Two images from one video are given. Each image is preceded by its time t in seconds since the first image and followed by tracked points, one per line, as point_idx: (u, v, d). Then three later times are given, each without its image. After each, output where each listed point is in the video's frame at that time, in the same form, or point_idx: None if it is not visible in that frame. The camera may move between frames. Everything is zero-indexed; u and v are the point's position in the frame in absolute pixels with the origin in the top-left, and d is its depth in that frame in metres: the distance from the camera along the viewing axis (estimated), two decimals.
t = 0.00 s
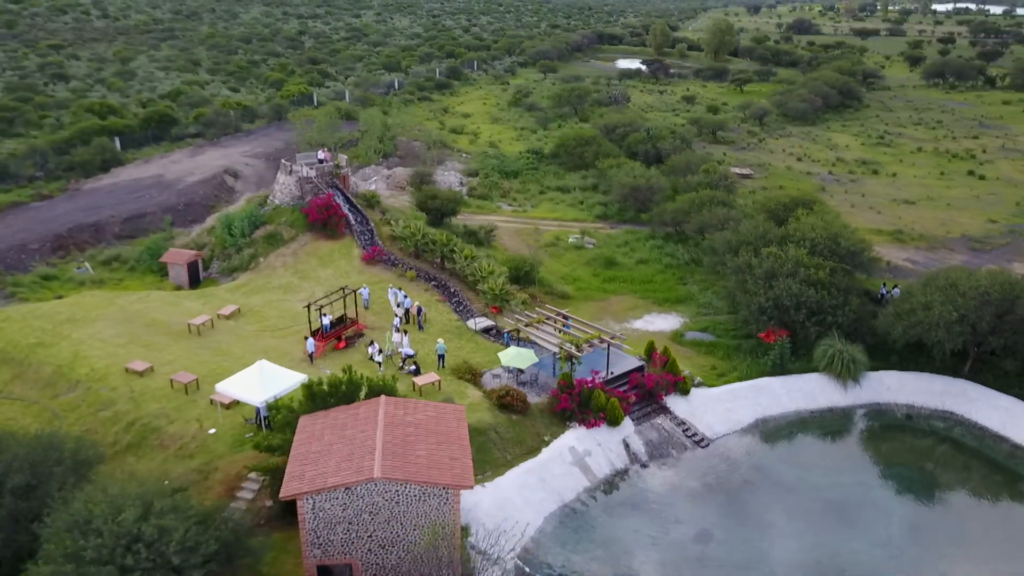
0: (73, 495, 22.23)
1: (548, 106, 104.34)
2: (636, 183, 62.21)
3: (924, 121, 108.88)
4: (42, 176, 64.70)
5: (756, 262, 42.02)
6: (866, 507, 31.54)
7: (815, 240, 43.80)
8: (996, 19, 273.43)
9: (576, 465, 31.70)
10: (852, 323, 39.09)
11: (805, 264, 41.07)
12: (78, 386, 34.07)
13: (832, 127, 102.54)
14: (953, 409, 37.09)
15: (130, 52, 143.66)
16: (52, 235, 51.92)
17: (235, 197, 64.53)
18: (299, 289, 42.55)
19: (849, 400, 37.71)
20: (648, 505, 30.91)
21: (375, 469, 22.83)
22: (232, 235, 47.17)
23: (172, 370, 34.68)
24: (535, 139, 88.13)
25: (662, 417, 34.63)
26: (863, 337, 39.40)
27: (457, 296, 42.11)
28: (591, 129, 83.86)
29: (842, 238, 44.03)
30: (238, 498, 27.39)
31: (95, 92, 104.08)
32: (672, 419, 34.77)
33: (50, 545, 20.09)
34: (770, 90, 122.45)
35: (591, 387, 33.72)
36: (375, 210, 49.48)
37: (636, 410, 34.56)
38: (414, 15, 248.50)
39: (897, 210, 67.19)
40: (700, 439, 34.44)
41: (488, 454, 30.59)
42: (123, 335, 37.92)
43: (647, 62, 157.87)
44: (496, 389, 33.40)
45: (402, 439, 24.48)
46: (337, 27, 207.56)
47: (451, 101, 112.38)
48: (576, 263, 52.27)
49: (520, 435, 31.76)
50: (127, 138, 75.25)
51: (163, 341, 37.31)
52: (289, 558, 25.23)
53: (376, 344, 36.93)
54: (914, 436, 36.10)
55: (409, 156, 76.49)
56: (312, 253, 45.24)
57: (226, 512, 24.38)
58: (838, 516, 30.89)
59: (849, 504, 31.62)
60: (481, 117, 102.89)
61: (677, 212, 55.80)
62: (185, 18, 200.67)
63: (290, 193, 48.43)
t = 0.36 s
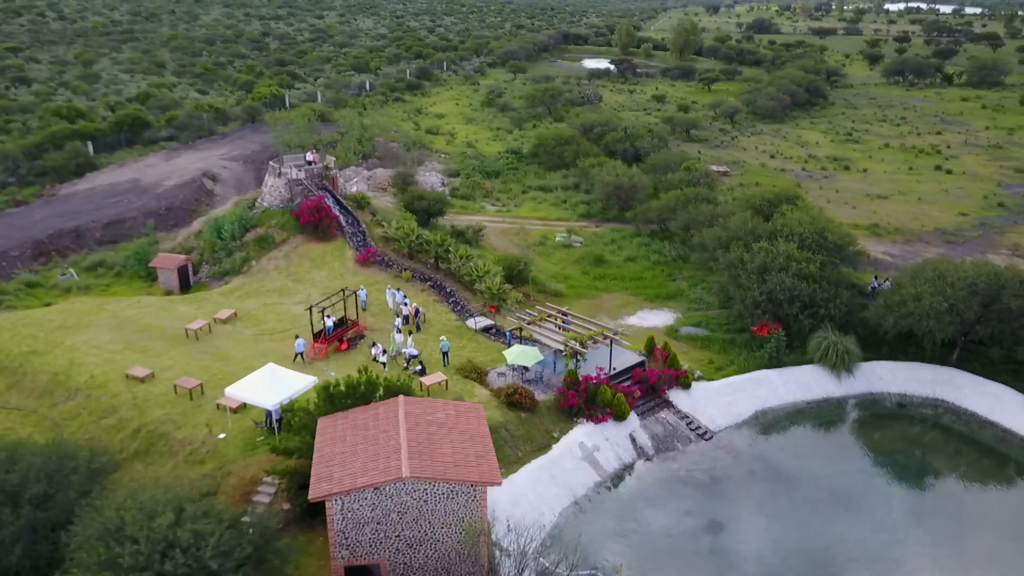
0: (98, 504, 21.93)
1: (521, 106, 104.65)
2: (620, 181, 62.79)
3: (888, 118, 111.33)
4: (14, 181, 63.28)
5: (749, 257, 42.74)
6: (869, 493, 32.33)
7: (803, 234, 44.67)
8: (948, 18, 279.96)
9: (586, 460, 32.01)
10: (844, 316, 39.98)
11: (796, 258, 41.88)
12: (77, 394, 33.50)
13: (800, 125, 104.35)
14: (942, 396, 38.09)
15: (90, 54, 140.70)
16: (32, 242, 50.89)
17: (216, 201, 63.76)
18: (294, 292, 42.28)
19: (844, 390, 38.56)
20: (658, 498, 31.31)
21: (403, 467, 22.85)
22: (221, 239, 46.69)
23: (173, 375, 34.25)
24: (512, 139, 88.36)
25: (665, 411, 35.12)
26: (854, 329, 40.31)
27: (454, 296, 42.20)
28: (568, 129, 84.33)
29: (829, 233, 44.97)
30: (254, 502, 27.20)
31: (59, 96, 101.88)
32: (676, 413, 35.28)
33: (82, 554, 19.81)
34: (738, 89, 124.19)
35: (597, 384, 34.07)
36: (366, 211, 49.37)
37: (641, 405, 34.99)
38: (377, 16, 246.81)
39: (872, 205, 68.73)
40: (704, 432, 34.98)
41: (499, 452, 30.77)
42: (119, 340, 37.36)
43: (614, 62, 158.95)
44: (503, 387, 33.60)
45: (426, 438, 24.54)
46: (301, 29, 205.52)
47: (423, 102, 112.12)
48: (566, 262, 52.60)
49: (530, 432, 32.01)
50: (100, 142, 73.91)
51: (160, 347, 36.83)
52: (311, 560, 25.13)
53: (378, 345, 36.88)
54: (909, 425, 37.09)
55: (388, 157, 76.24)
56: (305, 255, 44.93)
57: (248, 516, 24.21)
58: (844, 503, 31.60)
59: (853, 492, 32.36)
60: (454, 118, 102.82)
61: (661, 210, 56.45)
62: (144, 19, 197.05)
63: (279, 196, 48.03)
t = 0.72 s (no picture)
0: (147, 520, 21.45)
1: (471, 107, 104.77)
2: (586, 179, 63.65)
3: (822, 114, 115.49)
4: None
5: (731, 251, 44.08)
6: (868, 472, 33.94)
7: (779, 228, 46.30)
8: (861, 18, 291.52)
9: (601, 453, 32.61)
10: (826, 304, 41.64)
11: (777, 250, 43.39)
12: (75, 410, 32.36)
13: (742, 122, 107.37)
14: (922, 377, 40.05)
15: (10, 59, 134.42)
16: None
17: (176, 209, 62.06)
18: (282, 298, 41.66)
19: (829, 375, 40.17)
20: (672, 486, 32.12)
21: (453, 467, 22.99)
22: (199, 246, 45.61)
23: (175, 386, 33.45)
24: (467, 140, 88.36)
25: (668, 402, 36.01)
26: (835, 316, 42.01)
27: (446, 297, 42.26)
28: (523, 129, 84.87)
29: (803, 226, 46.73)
30: (284, 510, 26.84)
31: None
32: (678, 404, 36.21)
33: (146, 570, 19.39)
34: (678, 88, 126.91)
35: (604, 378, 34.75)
36: (345, 215, 48.97)
37: (645, 398, 35.79)
38: (305, 18, 242.63)
39: (823, 197, 71.41)
40: (706, 421, 36.00)
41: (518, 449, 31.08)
42: (109, 353, 36.21)
43: (552, 62, 160.28)
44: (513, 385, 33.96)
45: (468, 438, 24.72)
46: (229, 31, 200.49)
47: (369, 104, 111.08)
48: (544, 260, 53.13)
49: (545, 428, 32.41)
50: (43, 150, 71.00)
51: (154, 358, 35.85)
52: (352, 565, 25.00)
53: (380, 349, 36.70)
54: (893, 406, 38.92)
55: (347, 160, 75.42)
56: (289, 261, 44.29)
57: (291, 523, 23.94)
58: (847, 482, 33.09)
59: (853, 471, 33.93)
60: (403, 119, 102.23)
61: (632, 207, 57.49)
62: (62, 22, 189.16)
63: (256, 201, 47.12)
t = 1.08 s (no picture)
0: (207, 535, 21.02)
1: (417, 108, 104.19)
2: (552, 178, 64.23)
3: (757, 111, 119.20)
4: None
5: (713, 245, 45.38)
6: (865, 451, 35.60)
7: (754, 222, 47.91)
8: (776, 18, 301.43)
9: (616, 446, 33.23)
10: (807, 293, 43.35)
11: (756, 243, 44.88)
12: (77, 427, 31.12)
13: (683, 119, 109.94)
14: (898, 359, 42.11)
15: None
16: None
17: (133, 217, 60.10)
18: (272, 305, 40.88)
19: (814, 360, 41.83)
20: (687, 474, 32.99)
21: (507, 465, 23.24)
22: (176, 255, 44.28)
23: (180, 399, 32.57)
24: (418, 142, 87.86)
25: (671, 393, 36.93)
26: (816, 304, 43.74)
27: (438, 298, 42.18)
28: (476, 129, 84.95)
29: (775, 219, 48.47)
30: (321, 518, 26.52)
31: None
32: (680, 394, 37.16)
33: None
34: (616, 88, 129.01)
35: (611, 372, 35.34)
36: (324, 220, 48.32)
37: (649, 390, 36.55)
38: (226, 19, 236.40)
39: (774, 191, 73.91)
40: (707, 410, 37.06)
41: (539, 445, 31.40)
42: (101, 369, 34.94)
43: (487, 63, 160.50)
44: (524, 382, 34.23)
45: (513, 435, 24.98)
46: (149, 34, 193.62)
47: (310, 106, 109.23)
48: (521, 258, 53.53)
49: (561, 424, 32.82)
50: None
51: (152, 371, 34.78)
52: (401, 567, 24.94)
53: (383, 353, 36.43)
54: (875, 387, 40.82)
55: (303, 164, 74.16)
56: (273, 267, 43.49)
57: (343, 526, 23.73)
58: (848, 462, 34.65)
59: (852, 451, 35.56)
60: (349, 122, 101.00)
61: (602, 204, 58.37)
62: None
63: (234, 207, 46.17)
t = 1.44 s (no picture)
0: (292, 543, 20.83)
1: (372, 109, 103.21)
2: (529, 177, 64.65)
3: (704, 109, 122.06)
4: None
5: (705, 239, 46.56)
6: (870, 432, 37.17)
7: (740, 216, 49.35)
8: (704, 17, 308.35)
9: (641, 437, 33.88)
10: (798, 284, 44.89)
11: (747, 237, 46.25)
12: (99, 442, 30.18)
13: (634, 117, 111.79)
14: (886, 343, 44.02)
15: None
16: None
17: (101, 225, 58.14)
18: (276, 309, 40.22)
19: (809, 348, 43.37)
20: (710, 462, 33.89)
21: (575, 458, 23.60)
22: (168, 262, 43.11)
23: (204, 408, 31.87)
24: (380, 143, 87.16)
25: (683, 384, 37.83)
26: (807, 293, 45.32)
27: (442, 298, 42.13)
28: (439, 130, 84.75)
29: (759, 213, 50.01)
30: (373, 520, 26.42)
31: None
32: (691, 385, 38.08)
33: None
34: (564, 87, 130.27)
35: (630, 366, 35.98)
36: (315, 223, 47.71)
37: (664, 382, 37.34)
38: (152, 19, 228.96)
39: (736, 185, 75.89)
40: (719, 399, 38.08)
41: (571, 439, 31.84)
42: (112, 380, 33.91)
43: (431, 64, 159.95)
44: (546, 378, 34.63)
45: (570, 430, 25.38)
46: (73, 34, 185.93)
47: (260, 109, 107.09)
48: (508, 257, 53.81)
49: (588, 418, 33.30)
50: None
51: (167, 381, 33.91)
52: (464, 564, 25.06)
53: (399, 355, 36.27)
54: (867, 371, 42.61)
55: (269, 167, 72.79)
56: (272, 271, 42.76)
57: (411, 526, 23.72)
58: (857, 442, 36.14)
59: (858, 432, 37.08)
60: (303, 123, 99.44)
61: (582, 201, 59.10)
62: None
63: (224, 212, 44.97)
